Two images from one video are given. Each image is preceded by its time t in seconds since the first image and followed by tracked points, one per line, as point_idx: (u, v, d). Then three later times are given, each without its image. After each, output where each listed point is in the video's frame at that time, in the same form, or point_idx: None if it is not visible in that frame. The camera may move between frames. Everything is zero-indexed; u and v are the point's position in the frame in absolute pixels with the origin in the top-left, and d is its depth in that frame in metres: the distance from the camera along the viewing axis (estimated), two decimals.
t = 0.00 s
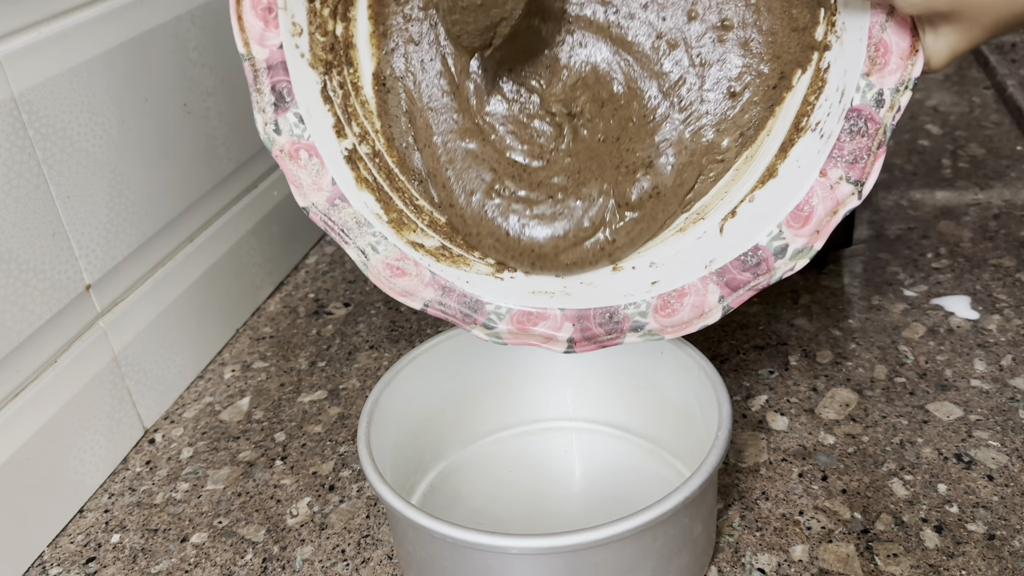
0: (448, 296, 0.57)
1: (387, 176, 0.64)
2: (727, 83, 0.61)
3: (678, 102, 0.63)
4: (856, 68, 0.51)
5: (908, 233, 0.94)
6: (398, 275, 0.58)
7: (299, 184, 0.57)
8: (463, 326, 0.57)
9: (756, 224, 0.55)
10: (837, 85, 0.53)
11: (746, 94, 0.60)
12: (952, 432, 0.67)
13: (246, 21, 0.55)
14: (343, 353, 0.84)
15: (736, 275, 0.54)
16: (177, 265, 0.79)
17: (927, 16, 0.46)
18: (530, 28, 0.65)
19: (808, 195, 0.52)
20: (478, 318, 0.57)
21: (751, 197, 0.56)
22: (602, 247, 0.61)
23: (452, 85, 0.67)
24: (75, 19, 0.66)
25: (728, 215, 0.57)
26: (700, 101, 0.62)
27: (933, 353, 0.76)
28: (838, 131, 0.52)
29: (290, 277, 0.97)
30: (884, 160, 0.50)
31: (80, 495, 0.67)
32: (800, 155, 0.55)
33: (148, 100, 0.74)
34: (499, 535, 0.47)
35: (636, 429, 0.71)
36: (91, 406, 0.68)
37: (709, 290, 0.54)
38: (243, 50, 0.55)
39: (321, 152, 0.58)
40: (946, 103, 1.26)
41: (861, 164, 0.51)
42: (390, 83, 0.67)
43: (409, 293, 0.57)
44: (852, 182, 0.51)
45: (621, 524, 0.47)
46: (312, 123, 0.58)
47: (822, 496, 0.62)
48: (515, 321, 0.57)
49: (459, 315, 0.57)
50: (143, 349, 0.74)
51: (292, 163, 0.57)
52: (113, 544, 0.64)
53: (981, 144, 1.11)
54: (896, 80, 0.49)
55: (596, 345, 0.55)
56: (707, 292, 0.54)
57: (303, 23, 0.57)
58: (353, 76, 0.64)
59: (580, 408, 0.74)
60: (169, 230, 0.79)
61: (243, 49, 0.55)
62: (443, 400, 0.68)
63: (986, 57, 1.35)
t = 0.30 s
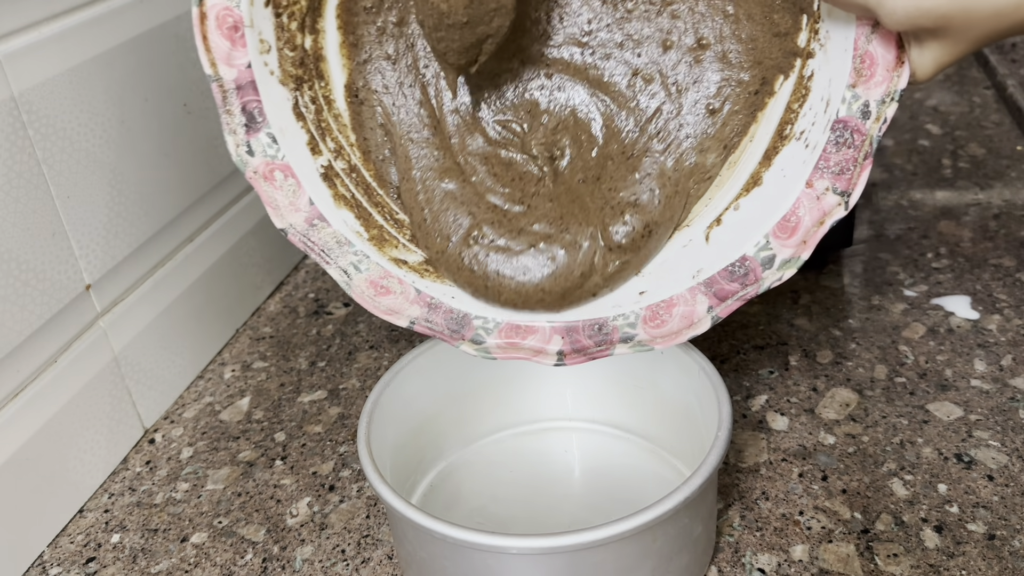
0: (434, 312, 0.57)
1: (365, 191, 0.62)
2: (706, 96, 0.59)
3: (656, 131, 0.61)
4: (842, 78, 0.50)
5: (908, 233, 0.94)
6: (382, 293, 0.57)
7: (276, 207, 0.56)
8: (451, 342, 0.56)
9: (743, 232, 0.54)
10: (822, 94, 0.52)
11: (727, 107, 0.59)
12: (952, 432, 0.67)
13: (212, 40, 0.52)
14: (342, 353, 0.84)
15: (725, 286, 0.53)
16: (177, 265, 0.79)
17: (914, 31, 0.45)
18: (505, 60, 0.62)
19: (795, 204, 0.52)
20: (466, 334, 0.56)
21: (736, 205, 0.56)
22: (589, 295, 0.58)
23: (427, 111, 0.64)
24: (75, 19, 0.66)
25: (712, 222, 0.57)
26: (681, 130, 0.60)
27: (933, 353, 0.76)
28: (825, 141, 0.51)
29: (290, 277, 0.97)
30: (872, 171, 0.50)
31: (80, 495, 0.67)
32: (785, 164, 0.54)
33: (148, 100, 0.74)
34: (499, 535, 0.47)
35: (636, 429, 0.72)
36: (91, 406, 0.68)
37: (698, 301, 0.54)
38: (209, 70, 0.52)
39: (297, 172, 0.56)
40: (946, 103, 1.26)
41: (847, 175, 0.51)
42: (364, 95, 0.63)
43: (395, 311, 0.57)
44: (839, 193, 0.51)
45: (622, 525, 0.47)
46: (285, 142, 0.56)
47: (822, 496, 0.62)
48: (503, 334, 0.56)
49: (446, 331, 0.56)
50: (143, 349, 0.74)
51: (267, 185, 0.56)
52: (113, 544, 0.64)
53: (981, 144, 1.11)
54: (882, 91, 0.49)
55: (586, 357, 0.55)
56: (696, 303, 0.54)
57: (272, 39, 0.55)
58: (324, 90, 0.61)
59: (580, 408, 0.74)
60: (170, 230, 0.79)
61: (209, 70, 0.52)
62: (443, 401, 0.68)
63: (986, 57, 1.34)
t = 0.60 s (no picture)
0: (430, 322, 0.58)
1: (356, 203, 0.61)
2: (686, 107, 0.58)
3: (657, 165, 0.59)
4: (831, 84, 0.49)
5: (908, 233, 0.94)
6: (376, 304, 0.58)
7: (266, 222, 0.57)
8: (447, 351, 0.57)
9: (734, 236, 0.54)
10: (811, 98, 0.51)
11: (714, 119, 0.57)
12: (952, 432, 0.66)
13: (195, 58, 0.52)
14: (342, 353, 0.83)
15: (717, 289, 0.54)
16: (177, 265, 0.79)
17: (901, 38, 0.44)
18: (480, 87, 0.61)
19: (785, 209, 0.52)
20: (462, 343, 0.57)
21: (726, 208, 0.56)
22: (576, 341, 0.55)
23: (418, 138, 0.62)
24: (75, 19, 0.66)
25: (704, 225, 0.57)
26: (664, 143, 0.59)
27: (933, 353, 0.75)
28: (814, 147, 0.51)
29: (290, 277, 0.97)
30: (861, 175, 0.49)
31: (80, 495, 0.67)
32: (774, 168, 0.54)
33: (148, 99, 0.73)
34: (499, 535, 0.47)
35: (636, 429, 0.71)
36: (91, 406, 0.68)
37: (691, 304, 0.54)
38: (193, 88, 0.53)
39: (286, 186, 0.57)
40: (946, 103, 1.26)
41: (837, 179, 0.50)
42: (351, 104, 0.62)
43: (390, 322, 0.58)
44: (829, 197, 0.51)
45: (621, 525, 0.47)
46: (273, 157, 0.57)
47: (822, 496, 0.62)
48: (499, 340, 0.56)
49: (442, 340, 0.57)
50: (143, 349, 0.74)
51: (256, 201, 0.57)
52: (113, 544, 0.64)
53: (981, 144, 1.11)
54: (871, 96, 0.48)
55: (583, 363, 0.55)
56: (689, 306, 0.55)
57: (255, 53, 0.55)
58: (310, 102, 0.60)
59: (580, 408, 0.74)
60: (170, 231, 0.79)
61: (193, 87, 0.53)
62: (443, 401, 0.68)
63: (986, 57, 1.34)
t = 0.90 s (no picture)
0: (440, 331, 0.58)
1: (365, 216, 0.62)
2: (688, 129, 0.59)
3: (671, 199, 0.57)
4: (832, 90, 0.49)
5: (908, 233, 0.94)
6: (389, 315, 0.59)
7: (278, 239, 0.58)
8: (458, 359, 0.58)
9: (740, 240, 0.54)
10: (812, 104, 0.51)
11: (715, 129, 0.57)
12: (952, 432, 0.66)
13: (202, 82, 0.53)
14: (342, 353, 0.83)
15: (724, 293, 0.54)
16: (177, 265, 0.79)
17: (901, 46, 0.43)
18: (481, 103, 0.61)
19: (790, 213, 0.52)
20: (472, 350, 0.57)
21: (731, 212, 0.55)
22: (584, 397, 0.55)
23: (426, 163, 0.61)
24: (75, 18, 0.66)
25: (708, 229, 0.56)
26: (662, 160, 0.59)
27: (933, 353, 0.75)
28: (817, 152, 0.51)
29: (290, 277, 0.97)
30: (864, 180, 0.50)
31: (79, 495, 0.67)
32: (777, 172, 0.54)
33: (148, 99, 0.73)
34: (499, 535, 0.47)
35: (635, 429, 0.71)
36: (91, 406, 0.68)
37: (699, 308, 0.55)
38: (202, 112, 0.53)
39: (297, 204, 0.58)
40: (946, 102, 1.26)
41: (841, 184, 0.50)
42: (357, 119, 0.62)
43: (402, 332, 0.59)
44: (833, 201, 0.51)
45: (621, 525, 0.47)
46: (283, 176, 0.57)
47: (822, 496, 0.62)
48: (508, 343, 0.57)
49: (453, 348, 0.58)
50: (143, 349, 0.74)
51: (267, 219, 0.57)
52: (113, 544, 0.64)
53: (981, 144, 1.11)
54: (872, 102, 0.48)
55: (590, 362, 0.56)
56: (697, 310, 0.55)
57: (261, 74, 0.55)
58: (317, 118, 0.60)
59: (580, 408, 0.74)
60: (169, 231, 0.79)
61: (202, 111, 0.53)
62: (444, 401, 0.68)
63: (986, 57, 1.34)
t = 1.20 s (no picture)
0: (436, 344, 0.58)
1: (357, 229, 0.62)
2: (678, 152, 0.59)
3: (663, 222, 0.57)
4: (830, 97, 0.49)
5: (908, 233, 0.94)
6: (384, 330, 0.58)
7: (269, 255, 0.58)
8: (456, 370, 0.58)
9: (739, 248, 0.54)
10: (809, 110, 0.51)
11: (706, 142, 0.58)
12: (952, 432, 0.66)
13: (188, 98, 0.54)
14: (343, 353, 0.83)
15: (723, 301, 0.53)
16: (177, 265, 0.79)
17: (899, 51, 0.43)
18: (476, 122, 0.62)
19: (788, 219, 0.51)
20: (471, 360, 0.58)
21: (728, 218, 0.55)
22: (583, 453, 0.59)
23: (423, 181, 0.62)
24: (75, 18, 0.66)
25: (705, 235, 0.56)
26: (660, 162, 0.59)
27: (933, 353, 0.75)
28: (815, 158, 0.51)
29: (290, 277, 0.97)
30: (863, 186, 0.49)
31: (79, 495, 0.67)
32: (775, 178, 0.53)
33: (148, 99, 0.73)
34: (500, 535, 0.47)
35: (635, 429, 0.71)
36: (91, 406, 0.68)
37: (698, 316, 0.53)
38: (189, 128, 0.54)
39: (287, 220, 0.58)
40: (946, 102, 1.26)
41: (840, 191, 0.50)
42: (347, 130, 0.62)
43: (398, 347, 0.58)
44: (831, 208, 0.50)
45: (621, 525, 0.47)
46: (272, 191, 0.58)
47: (822, 496, 0.62)
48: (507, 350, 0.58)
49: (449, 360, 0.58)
50: (143, 349, 0.74)
51: (259, 236, 0.57)
52: (113, 544, 0.64)
53: (981, 144, 1.11)
54: (870, 108, 0.48)
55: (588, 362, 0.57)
56: (696, 318, 0.53)
57: (248, 87, 0.56)
58: (306, 130, 0.60)
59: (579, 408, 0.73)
60: (170, 231, 0.79)
61: (189, 127, 0.54)
62: (444, 401, 0.68)
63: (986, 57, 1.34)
